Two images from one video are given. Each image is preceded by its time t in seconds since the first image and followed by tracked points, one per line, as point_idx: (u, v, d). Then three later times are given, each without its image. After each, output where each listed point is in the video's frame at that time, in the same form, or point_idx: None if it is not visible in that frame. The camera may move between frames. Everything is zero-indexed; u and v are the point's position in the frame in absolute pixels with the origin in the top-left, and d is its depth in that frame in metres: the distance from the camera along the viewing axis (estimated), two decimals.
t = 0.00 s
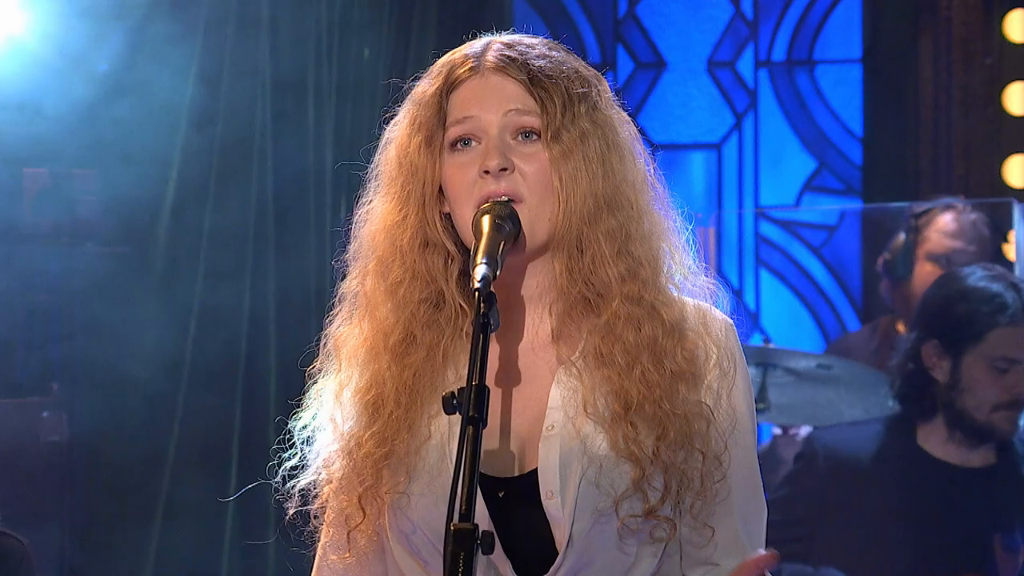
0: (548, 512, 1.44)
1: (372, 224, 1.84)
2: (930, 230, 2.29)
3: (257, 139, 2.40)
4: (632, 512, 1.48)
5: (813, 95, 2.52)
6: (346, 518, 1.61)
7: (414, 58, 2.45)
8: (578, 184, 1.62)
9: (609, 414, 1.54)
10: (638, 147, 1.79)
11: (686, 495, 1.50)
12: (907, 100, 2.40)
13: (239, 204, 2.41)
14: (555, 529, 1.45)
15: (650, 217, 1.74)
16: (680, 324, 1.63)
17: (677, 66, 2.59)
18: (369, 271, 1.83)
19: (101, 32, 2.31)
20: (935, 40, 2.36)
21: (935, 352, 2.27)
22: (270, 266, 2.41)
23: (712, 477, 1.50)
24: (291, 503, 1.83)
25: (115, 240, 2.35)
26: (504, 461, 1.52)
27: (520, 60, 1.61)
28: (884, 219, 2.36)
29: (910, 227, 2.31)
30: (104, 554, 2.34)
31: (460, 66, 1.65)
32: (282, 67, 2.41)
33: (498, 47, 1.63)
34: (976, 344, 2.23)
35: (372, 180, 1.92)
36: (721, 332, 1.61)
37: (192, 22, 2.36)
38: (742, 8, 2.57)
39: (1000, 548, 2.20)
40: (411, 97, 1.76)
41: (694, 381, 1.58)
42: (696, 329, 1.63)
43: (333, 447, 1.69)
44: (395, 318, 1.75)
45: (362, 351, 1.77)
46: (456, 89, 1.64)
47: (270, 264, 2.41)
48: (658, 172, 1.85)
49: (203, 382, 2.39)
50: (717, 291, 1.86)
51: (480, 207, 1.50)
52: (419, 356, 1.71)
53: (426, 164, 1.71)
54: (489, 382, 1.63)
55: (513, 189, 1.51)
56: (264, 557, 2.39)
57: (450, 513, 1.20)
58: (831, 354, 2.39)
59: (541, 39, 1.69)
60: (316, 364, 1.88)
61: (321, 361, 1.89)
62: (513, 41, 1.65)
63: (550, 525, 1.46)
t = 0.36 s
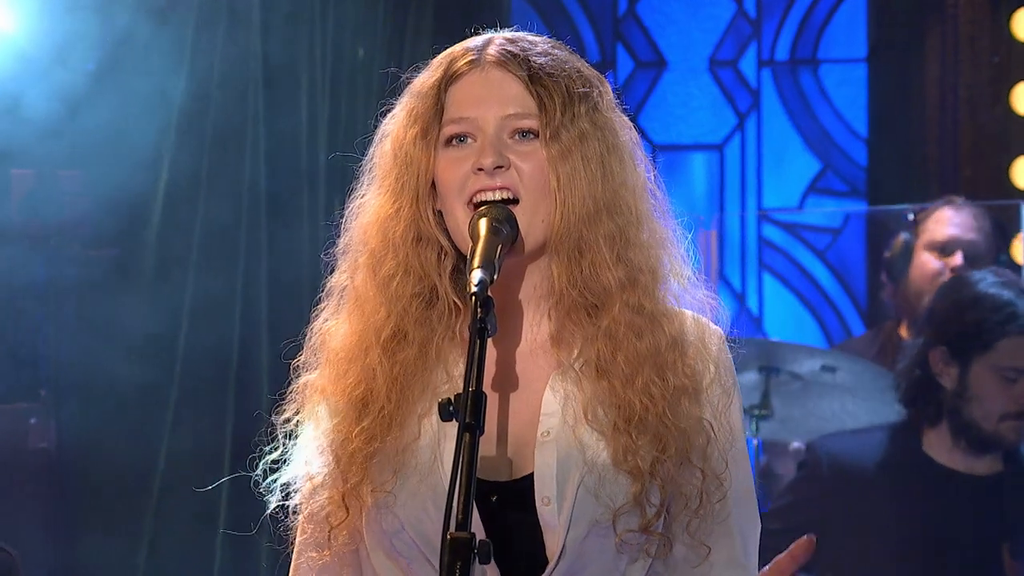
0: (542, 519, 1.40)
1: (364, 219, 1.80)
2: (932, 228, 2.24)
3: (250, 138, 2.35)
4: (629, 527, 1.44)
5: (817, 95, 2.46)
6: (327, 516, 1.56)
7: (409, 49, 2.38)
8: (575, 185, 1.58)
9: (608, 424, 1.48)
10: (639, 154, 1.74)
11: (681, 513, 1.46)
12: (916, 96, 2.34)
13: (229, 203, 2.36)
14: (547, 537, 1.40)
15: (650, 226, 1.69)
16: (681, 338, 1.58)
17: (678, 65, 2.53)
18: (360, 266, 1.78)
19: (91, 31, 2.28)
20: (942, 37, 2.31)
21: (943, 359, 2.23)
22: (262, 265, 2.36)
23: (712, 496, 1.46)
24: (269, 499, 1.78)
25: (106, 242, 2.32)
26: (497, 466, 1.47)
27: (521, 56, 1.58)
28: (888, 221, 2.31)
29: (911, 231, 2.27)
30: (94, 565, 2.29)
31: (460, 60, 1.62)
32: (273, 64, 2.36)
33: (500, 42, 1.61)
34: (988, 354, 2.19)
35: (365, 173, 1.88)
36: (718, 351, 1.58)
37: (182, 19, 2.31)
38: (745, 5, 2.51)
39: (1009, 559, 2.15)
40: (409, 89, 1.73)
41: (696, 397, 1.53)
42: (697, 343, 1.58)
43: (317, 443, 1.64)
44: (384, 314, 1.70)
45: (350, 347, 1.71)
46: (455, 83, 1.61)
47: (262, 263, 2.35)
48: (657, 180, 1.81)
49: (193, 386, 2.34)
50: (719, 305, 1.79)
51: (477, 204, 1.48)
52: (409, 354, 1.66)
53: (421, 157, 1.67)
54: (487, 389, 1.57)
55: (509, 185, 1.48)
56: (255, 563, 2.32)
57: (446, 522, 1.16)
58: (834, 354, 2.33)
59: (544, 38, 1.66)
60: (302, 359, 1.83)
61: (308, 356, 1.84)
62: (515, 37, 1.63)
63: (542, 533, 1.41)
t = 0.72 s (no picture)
0: (536, 527, 1.35)
1: (354, 219, 1.74)
2: (940, 227, 2.19)
3: (242, 137, 2.31)
4: (624, 535, 1.41)
5: (820, 93, 2.39)
6: (314, 525, 1.51)
7: (404, 49, 2.32)
8: (574, 184, 1.54)
9: (604, 431, 1.45)
10: (637, 158, 1.71)
11: (677, 523, 1.43)
12: (918, 93, 2.28)
13: (220, 204, 2.31)
14: (541, 545, 1.36)
15: (647, 232, 1.65)
16: (677, 343, 1.55)
17: (679, 62, 2.46)
18: (349, 267, 1.72)
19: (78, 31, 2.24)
20: (947, 35, 2.26)
21: (943, 366, 2.18)
22: (254, 267, 2.31)
23: (707, 504, 1.45)
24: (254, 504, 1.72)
25: (96, 244, 2.29)
26: (490, 473, 1.41)
27: (519, 53, 1.53)
28: (893, 222, 2.26)
29: (919, 231, 2.21)
30: (86, 570, 2.29)
31: (456, 56, 1.57)
32: (265, 62, 2.31)
33: (497, 39, 1.56)
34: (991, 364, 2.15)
35: (356, 171, 1.82)
36: (712, 358, 1.55)
37: (173, 18, 2.27)
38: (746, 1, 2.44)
39: (1014, 568, 2.11)
40: (403, 84, 1.67)
41: (692, 404, 1.50)
42: (692, 348, 1.56)
43: (303, 450, 1.58)
44: (375, 316, 1.65)
45: (338, 350, 1.65)
46: (451, 79, 1.56)
47: (253, 265, 2.30)
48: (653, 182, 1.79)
49: (184, 391, 2.30)
50: (713, 316, 1.75)
51: (476, 202, 1.44)
52: (401, 358, 1.60)
53: (415, 154, 1.61)
54: (483, 395, 1.50)
55: (507, 182, 1.44)
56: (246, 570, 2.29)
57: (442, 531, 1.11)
58: (839, 360, 2.25)
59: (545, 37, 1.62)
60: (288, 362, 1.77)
61: (294, 360, 1.78)
62: (512, 34, 1.58)
63: (535, 541, 1.37)
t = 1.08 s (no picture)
0: (544, 538, 1.29)
1: (350, 223, 1.70)
2: (945, 228, 2.14)
3: (232, 138, 2.25)
4: (633, 544, 1.35)
5: (824, 93, 2.34)
6: (318, 542, 1.45)
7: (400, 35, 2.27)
8: (580, 178, 1.51)
9: (608, 435, 1.40)
10: (639, 158, 1.67)
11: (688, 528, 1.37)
12: (926, 94, 2.22)
13: (210, 207, 2.27)
14: (549, 557, 1.30)
15: (650, 232, 1.62)
16: (681, 343, 1.51)
17: (680, 61, 2.40)
18: (347, 273, 1.67)
19: (70, 29, 2.20)
20: (954, 34, 2.20)
21: (947, 372, 2.13)
22: (244, 271, 2.26)
23: (717, 509, 1.39)
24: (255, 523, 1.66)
25: (87, 248, 2.26)
26: (491, 483, 1.35)
27: (522, 47, 1.52)
28: (901, 226, 2.21)
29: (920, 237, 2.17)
30: None
31: (456, 53, 1.54)
32: (255, 62, 2.26)
33: (497, 35, 1.54)
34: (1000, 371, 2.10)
35: (351, 177, 1.78)
36: (716, 357, 1.51)
37: (161, 18, 2.23)
38: None
39: None
40: (401, 83, 1.64)
41: (698, 405, 1.46)
42: (695, 347, 1.52)
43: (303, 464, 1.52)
44: (375, 321, 1.59)
45: (337, 358, 1.60)
46: (451, 76, 1.54)
47: (244, 270, 2.25)
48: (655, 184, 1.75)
49: (171, 397, 2.25)
50: (716, 316, 1.71)
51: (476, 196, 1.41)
52: (403, 363, 1.55)
53: (416, 152, 1.57)
54: (481, 402, 1.45)
55: (512, 176, 1.41)
56: None
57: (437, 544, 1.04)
58: (845, 368, 2.20)
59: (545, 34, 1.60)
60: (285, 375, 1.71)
61: (291, 372, 1.72)
62: (511, 31, 1.56)
63: (543, 554, 1.30)
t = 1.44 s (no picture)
0: (552, 547, 1.30)
1: (346, 233, 1.66)
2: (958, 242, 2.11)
3: (222, 142, 2.22)
4: (644, 549, 1.36)
5: (830, 94, 2.28)
6: (325, 561, 1.44)
7: (393, 49, 2.22)
8: (581, 182, 1.48)
9: (614, 441, 1.39)
10: (642, 159, 1.64)
11: (699, 530, 1.36)
12: (935, 95, 2.17)
13: (201, 212, 2.23)
14: (559, 565, 1.31)
15: (655, 234, 1.60)
16: (686, 342, 1.49)
17: (682, 61, 2.34)
18: (344, 283, 1.64)
19: (58, 31, 2.20)
20: (965, 34, 2.15)
21: (966, 394, 2.08)
22: (236, 278, 2.22)
23: (727, 511, 1.37)
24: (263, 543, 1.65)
25: (72, 252, 2.22)
26: (495, 492, 1.37)
27: (518, 51, 1.49)
28: (908, 231, 2.16)
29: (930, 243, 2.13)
30: None
31: (452, 57, 1.51)
32: (247, 65, 2.22)
33: (493, 38, 1.50)
34: (1011, 381, 2.05)
35: (344, 185, 1.74)
36: (727, 354, 1.48)
37: (153, 20, 2.22)
38: None
39: None
40: (394, 90, 1.60)
41: (705, 405, 1.43)
42: (702, 346, 1.49)
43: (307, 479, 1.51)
44: (375, 335, 1.57)
45: (337, 372, 1.57)
46: (447, 82, 1.50)
47: (236, 276, 2.21)
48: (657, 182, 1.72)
49: (162, 405, 2.21)
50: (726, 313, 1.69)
51: (477, 203, 1.38)
52: (405, 377, 1.53)
53: (413, 161, 1.54)
54: (479, 411, 1.46)
55: (512, 184, 1.37)
56: None
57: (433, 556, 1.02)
58: (851, 373, 2.17)
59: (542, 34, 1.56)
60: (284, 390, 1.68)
61: (290, 386, 1.70)
62: (508, 33, 1.52)
63: (553, 561, 1.32)
